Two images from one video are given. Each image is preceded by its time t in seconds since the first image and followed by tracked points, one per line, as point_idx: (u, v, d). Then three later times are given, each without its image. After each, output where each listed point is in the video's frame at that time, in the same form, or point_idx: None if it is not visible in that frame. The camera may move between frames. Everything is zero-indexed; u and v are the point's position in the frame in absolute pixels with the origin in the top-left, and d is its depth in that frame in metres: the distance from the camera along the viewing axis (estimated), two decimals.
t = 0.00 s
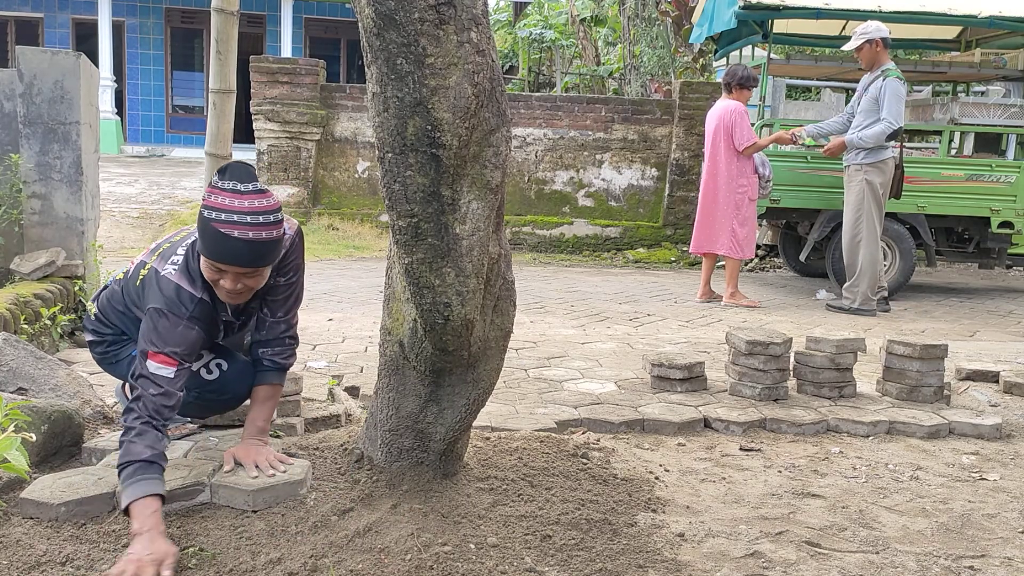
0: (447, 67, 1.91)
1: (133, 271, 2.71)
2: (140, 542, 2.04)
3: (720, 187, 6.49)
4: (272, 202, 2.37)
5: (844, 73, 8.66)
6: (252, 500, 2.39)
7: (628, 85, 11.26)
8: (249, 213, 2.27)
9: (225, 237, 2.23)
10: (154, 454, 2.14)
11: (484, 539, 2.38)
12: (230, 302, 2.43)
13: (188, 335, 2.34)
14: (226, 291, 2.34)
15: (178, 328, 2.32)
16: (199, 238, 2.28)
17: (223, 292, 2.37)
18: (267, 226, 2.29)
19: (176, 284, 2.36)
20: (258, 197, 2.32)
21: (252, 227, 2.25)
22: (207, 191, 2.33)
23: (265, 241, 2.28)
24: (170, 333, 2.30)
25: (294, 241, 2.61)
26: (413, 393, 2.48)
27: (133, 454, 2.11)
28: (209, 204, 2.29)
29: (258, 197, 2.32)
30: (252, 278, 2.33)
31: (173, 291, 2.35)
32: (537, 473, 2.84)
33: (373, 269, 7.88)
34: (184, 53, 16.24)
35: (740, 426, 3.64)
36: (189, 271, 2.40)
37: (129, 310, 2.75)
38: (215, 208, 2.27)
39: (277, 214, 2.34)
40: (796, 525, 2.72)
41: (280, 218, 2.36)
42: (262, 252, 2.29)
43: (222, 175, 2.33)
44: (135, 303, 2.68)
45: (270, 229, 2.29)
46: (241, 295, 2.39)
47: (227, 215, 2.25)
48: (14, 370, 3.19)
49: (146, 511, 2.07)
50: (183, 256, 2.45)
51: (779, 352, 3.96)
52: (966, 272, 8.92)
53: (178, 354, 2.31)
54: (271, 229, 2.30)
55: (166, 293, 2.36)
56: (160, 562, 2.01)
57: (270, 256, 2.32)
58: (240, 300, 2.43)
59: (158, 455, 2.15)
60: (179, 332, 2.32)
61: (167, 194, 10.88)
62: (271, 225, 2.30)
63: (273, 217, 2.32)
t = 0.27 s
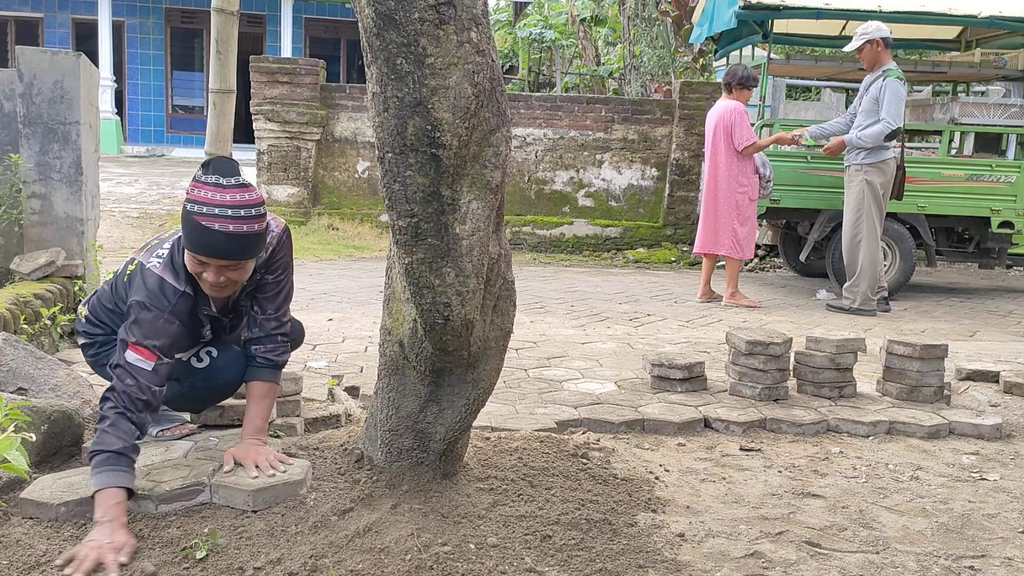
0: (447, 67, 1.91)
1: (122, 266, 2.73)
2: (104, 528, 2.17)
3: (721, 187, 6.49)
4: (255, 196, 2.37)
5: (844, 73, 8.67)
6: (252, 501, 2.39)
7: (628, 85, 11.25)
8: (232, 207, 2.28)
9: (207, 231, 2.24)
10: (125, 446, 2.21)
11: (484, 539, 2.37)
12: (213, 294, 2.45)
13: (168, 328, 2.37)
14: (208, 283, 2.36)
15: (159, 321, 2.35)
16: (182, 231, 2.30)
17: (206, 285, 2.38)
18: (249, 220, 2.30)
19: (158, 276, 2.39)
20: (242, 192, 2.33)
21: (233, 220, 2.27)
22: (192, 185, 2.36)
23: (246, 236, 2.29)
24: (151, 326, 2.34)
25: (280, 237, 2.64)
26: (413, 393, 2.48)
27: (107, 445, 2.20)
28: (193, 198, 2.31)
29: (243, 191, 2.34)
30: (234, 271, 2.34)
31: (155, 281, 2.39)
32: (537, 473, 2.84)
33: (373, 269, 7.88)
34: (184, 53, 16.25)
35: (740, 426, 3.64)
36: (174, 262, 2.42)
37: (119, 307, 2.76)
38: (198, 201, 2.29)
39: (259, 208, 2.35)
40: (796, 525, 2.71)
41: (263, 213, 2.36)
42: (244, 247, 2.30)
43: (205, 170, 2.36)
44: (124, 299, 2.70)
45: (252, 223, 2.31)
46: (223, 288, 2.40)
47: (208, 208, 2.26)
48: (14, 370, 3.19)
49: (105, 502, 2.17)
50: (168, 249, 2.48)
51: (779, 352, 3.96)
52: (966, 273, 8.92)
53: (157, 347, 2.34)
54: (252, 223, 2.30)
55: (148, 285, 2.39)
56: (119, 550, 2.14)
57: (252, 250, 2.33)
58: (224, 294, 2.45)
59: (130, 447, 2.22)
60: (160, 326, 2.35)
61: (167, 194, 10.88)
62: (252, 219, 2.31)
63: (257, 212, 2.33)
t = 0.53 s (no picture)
0: (447, 67, 1.91)
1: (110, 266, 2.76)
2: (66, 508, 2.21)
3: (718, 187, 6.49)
4: (243, 186, 2.42)
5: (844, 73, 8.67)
6: (251, 500, 2.39)
7: (628, 85, 11.24)
8: (222, 197, 2.34)
9: (197, 218, 2.30)
10: (98, 429, 2.25)
11: (484, 539, 2.37)
12: (201, 284, 2.51)
13: (152, 318, 2.45)
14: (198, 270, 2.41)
15: (143, 311, 2.43)
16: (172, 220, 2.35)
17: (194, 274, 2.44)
18: (237, 209, 2.35)
19: (145, 266, 2.47)
20: (230, 181, 2.39)
21: (222, 209, 2.32)
22: (184, 176, 2.40)
23: (235, 225, 2.34)
24: (136, 316, 2.41)
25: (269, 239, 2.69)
26: (413, 393, 2.48)
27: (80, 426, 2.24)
28: (184, 187, 2.36)
29: (230, 182, 2.39)
30: (222, 260, 2.39)
31: (141, 271, 2.46)
32: (537, 473, 2.84)
33: (373, 269, 7.88)
34: (184, 53, 16.25)
35: (740, 426, 3.64)
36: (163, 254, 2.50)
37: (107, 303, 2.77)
38: (188, 190, 2.34)
39: (248, 198, 2.39)
40: (796, 525, 2.71)
41: (252, 204, 2.41)
42: (231, 235, 2.35)
43: (196, 161, 2.39)
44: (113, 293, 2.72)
45: (241, 213, 2.36)
46: (211, 277, 2.46)
47: (198, 197, 2.32)
48: (14, 370, 3.19)
49: (74, 481, 2.21)
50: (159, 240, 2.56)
51: (779, 352, 3.96)
52: (966, 273, 8.92)
53: (140, 335, 2.41)
54: (241, 213, 2.36)
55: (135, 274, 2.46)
56: (67, 535, 2.18)
57: (240, 240, 2.39)
58: (213, 283, 2.51)
59: (105, 432, 2.27)
60: (144, 316, 2.43)
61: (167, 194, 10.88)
62: (241, 208, 2.36)
63: (246, 202, 2.38)
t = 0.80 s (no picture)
0: (447, 67, 1.91)
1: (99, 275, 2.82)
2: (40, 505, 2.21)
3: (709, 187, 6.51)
4: (228, 184, 2.50)
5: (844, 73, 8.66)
6: (251, 501, 2.39)
7: (628, 85, 11.23)
8: (206, 192, 2.41)
9: (183, 213, 2.37)
10: (84, 428, 2.25)
11: (484, 539, 2.37)
12: (188, 277, 2.59)
13: (143, 316, 2.54)
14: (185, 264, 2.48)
15: (133, 309, 2.52)
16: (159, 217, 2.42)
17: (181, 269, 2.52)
18: (223, 205, 2.43)
19: (133, 267, 2.56)
20: (215, 178, 2.46)
21: (208, 204, 2.39)
22: (169, 174, 2.46)
23: (220, 219, 2.42)
24: (126, 315, 2.50)
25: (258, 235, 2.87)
26: (413, 393, 2.48)
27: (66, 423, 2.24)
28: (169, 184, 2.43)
29: (215, 178, 2.47)
30: (208, 255, 2.47)
31: (129, 272, 2.56)
32: (538, 473, 2.84)
33: (373, 268, 7.88)
34: (184, 53, 16.25)
35: (740, 426, 3.64)
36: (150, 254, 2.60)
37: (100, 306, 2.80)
38: (174, 187, 2.40)
39: (232, 194, 2.47)
40: (796, 525, 2.71)
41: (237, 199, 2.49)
42: (215, 230, 2.42)
43: (182, 159, 2.46)
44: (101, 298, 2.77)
45: (226, 208, 2.43)
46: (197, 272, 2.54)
47: (183, 193, 2.38)
48: (14, 370, 3.19)
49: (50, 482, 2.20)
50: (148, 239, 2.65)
51: (779, 352, 3.96)
52: (966, 273, 8.91)
53: (132, 334, 2.50)
54: (226, 209, 2.43)
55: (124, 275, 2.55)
56: (38, 537, 2.19)
57: (226, 234, 2.46)
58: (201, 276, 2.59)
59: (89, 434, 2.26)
60: (133, 315, 2.51)
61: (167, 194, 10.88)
62: (228, 204, 2.44)
63: (231, 197, 2.46)
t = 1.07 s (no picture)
0: (447, 67, 1.92)
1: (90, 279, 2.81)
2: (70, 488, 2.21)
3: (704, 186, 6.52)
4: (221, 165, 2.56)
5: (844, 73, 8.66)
6: (251, 500, 2.39)
7: (628, 85, 11.24)
8: (201, 172, 2.46)
9: (179, 192, 2.41)
10: (90, 409, 2.27)
11: (484, 539, 2.38)
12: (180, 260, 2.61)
13: (132, 300, 2.55)
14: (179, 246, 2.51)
15: (123, 293, 2.53)
16: (153, 198, 2.46)
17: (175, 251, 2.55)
18: (218, 184, 2.48)
19: (122, 254, 2.58)
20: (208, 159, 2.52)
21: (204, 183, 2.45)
22: (162, 159, 2.52)
23: (215, 198, 2.47)
24: (115, 300, 2.50)
25: (249, 233, 2.94)
26: (413, 393, 2.48)
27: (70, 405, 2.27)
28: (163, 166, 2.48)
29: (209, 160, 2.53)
30: (203, 234, 2.51)
31: (117, 259, 2.57)
32: (538, 473, 2.84)
33: (373, 269, 7.89)
34: (184, 53, 16.25)
35: (740, 426, 3.64)
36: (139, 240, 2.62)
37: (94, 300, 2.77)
38: (167, 168, 2.45)
39: (226, 174, 2.52)
40: (796, 525, 2.72)
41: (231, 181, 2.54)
42: (211, 209, 2.46)
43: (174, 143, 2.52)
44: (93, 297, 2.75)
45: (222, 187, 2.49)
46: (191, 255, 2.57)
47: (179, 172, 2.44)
48: (14, 370, 3.18)
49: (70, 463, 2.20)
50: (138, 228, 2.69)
51: (779, 352, 3.96)
52: (966, 273, 8.91)
53: (123, 317, 2.50)
54: (221, 188, 2.48)
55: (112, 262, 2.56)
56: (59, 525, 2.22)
57: (220, 215, 2.51)
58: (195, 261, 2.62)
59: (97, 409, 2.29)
60: (121, 299, 2.52)
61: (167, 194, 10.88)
62: (224, 183, 2.49)
63: (225, 177, 2.51)
